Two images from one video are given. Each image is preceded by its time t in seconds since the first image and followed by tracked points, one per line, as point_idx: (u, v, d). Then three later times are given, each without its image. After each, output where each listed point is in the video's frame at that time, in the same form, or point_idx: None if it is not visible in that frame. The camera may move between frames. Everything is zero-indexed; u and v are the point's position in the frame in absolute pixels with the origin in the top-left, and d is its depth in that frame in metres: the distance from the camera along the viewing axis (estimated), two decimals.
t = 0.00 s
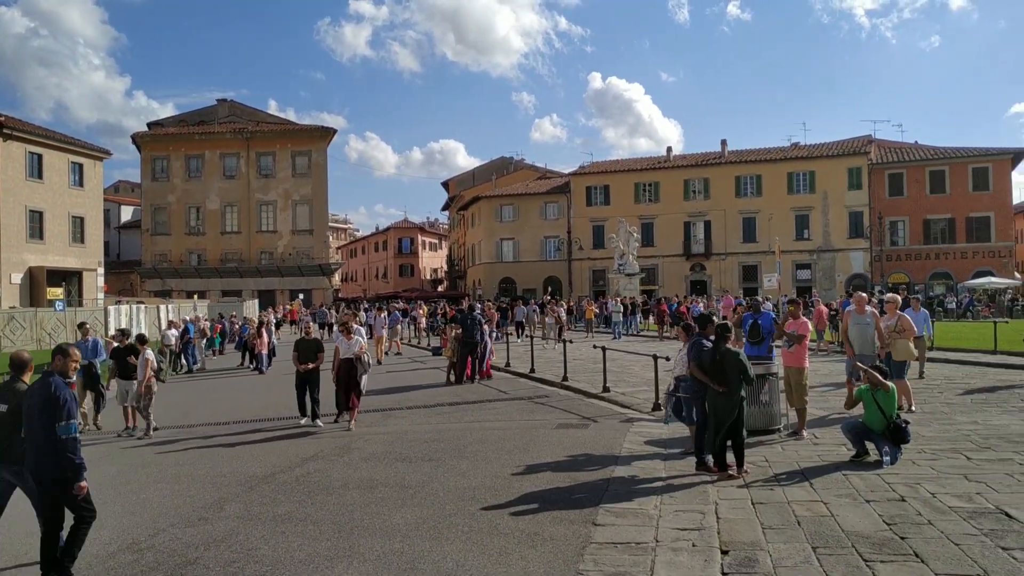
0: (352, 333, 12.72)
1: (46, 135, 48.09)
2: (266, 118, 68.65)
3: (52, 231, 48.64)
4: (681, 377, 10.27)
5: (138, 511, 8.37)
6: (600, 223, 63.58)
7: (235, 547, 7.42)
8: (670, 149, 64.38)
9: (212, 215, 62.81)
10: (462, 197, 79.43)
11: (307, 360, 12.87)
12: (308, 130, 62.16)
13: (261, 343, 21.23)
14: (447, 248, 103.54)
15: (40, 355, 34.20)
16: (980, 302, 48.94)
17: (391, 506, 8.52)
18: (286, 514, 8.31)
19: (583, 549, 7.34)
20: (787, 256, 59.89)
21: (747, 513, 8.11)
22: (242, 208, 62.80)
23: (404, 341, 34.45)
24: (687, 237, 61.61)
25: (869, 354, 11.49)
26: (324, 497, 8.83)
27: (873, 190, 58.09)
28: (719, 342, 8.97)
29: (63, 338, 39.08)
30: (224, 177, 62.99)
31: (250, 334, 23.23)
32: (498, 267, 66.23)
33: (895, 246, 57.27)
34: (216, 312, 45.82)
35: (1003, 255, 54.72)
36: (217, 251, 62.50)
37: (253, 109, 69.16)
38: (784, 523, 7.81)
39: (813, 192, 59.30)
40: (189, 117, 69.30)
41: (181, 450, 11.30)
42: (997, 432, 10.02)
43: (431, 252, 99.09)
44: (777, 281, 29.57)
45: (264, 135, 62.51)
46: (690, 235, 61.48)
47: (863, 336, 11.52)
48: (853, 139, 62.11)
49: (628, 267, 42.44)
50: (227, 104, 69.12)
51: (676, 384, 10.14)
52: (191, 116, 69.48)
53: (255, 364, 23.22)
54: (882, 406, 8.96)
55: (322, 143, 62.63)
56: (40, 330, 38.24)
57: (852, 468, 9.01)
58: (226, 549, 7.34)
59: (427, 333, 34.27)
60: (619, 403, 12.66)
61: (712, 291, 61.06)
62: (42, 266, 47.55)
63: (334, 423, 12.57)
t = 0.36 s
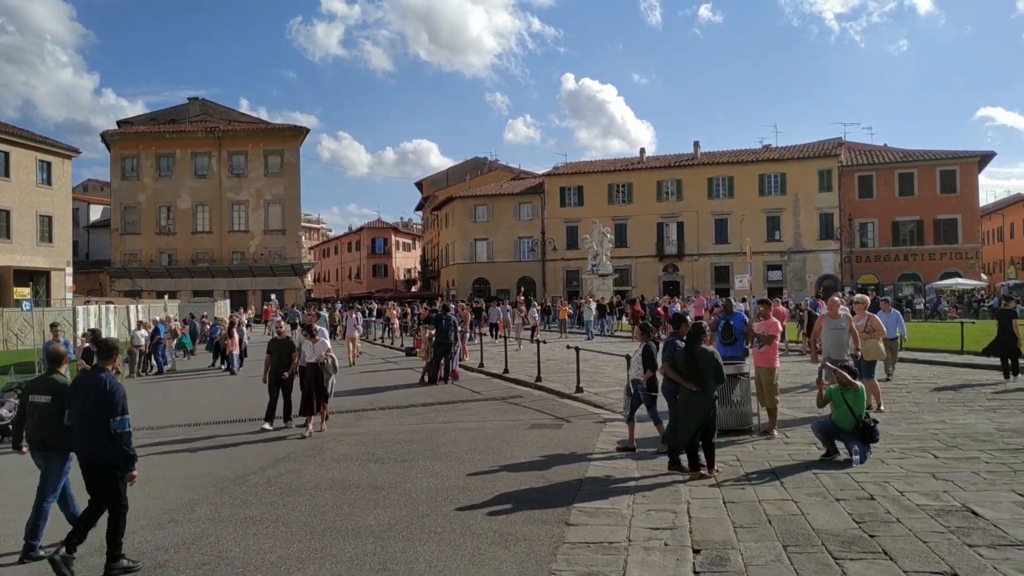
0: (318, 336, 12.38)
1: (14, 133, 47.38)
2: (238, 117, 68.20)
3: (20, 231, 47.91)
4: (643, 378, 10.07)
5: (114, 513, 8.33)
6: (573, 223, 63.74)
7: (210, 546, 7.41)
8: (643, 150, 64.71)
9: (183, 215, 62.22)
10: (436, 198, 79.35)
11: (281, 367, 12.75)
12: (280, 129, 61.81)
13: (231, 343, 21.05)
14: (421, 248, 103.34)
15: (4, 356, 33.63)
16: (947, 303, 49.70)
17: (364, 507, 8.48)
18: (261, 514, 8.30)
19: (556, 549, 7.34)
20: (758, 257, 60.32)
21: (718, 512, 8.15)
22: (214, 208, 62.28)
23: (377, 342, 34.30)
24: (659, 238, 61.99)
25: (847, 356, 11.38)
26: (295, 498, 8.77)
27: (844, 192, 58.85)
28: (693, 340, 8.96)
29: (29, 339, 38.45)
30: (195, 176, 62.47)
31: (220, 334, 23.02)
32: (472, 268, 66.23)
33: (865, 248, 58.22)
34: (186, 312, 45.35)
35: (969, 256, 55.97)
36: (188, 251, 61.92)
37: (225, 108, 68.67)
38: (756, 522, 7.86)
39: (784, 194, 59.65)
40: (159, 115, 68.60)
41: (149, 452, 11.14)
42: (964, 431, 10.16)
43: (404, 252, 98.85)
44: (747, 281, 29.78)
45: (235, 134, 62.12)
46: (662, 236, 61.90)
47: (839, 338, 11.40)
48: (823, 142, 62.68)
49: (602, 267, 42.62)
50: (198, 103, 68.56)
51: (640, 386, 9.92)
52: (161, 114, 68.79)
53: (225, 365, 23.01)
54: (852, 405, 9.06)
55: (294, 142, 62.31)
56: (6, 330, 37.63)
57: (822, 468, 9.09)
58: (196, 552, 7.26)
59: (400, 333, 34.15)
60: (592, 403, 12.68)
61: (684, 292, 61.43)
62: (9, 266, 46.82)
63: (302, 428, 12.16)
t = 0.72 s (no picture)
0: (282, 336, 12.14)
1: None
2: (212, 114, 67.68)
3: None
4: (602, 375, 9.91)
5: (85, 514, 8.24)
6: (549, 222, 63.87)
7: (188, 543, 7.43)
8: (620, 150, 64.93)
9: (156, 212, 61.63)
10: (412, 196, 79.17)
11: (244, 369, 12.41)
12: (254, 126, 61.38)
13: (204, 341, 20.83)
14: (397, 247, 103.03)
15: None
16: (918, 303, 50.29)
17: (337, 506, 8.43)
18: (237, 513, 8.26)
19: (531, 547, 7.34)
20: (732, 257, 60.57)
21: (692, 510, 8.18)
22: (187, 205, 61.73)
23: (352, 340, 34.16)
24: (635, 237, 62.25)
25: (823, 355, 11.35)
26: (268, 497, 8.71)
27: (817, 193, 59.38)
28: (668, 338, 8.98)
29: None
30: (168, 173, 61.89)
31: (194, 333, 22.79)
32: (448, 267, 66.11)
33: (838, 248, 58.80)
34: (158, 310, 44.89)
35: (939, 257, 56.73)
36: (160, 248, 61.37)
37: (198, 104, 68.11)
38: (729, 520, 7.90)
39: (758, 194, 59.98)
40: (131, 111, 67.87)
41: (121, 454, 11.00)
42: (935, 429, 10.29)
43: (380, 251, 98.50)
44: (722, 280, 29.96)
45: (210, 131, 61.42)
46: (638, 236, 62.15)
47: (815, 338, 11.37)
48: (797, 143, 63.19)
49: (578, 266, 42.73)
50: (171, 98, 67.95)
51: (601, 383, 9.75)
52: (134, 110, 68.06)
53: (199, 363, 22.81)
54: (824, 403, 9.14)
55: (268, 139, 61.90)
56: None
57: (795, 466, 9.15)
58: (167, 552, 7.18)
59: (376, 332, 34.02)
60: (567, 402, 12.69)
61: (659, 291, 61.69)
62: None
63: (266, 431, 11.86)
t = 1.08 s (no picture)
0: (232, 334, 11.66)
1: None
2: (174, 107, 66.80)
3: None
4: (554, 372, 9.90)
5: (41, 514, 8.13)
6: (515, 219, 63.98)
7: (151, 540, 7.37)
8: (586, 147, 65.17)
9: (116, 206, 60.69)
10: (377, 192, 78.85)
11: (192, 364, 11.92)
12: (217, 119, 60.71)
13: (165, 338, 20.46)
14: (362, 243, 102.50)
15: None
16: (877, 301, 51.12)
17: (299, 503, 8.38)
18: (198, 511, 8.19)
19: (494, 544, 7.34)
20: (696, 254, 61.06)
21: (655, 505, 8.25)
22: (148, 199, 60.87)
23: (316, 336, 33.96)
24: (601, 234, 62.53)
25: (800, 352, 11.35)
26: (228, 495, 8.62)
27: (780, 192, 60.13)
28: (631, 336, 9.06)
29: None
30: (129, 167, 60.93)
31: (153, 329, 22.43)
32: (413, 263, 65.91)
33: (799, 246, 59.54)
34: (117, 306, 44.22)
35: (899, 256, 57.65)
36: (120, 242, 60.45)
37: (160, 97, 67.21)
38: (690, 514, 7.97)
39: (722, 193, 60.52)
40: (90, 103, 66.73)
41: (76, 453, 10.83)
42: (892, 424, 10.47)
43: (345, 247, 97.91)
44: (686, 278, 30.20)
45: (172, 124, 60.67)
46: (603, 233, 62.44)
47: (792, 336, 11.37)
48: (761, 142, 63.86)
49: (544, 263, 42.86)
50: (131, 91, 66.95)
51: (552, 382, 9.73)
52: (93, 102, 66.91)
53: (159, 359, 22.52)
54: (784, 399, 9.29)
55: (232, 133, 61.28)
56: None
57: (756, 461, 9.26)
58: (125, 551, 7.08)
59: (340, 329, 33.88)
60: (532, 399, 12.75)
61: (624, 288, 62.06)
62: None
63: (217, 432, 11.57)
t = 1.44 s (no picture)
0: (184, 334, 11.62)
1: None
2: (143, 103, 66.19)
3: None
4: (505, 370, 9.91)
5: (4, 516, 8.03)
6: (487, 218, 64.05)
7: (119, 540, 7.30)
8: (559, 146, 65.33)
9: (84, 202, 60.00)
10: (349, 189, 78.55)
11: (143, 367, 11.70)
12: (187, 115, 60.26)
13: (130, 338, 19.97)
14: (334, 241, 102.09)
15: None
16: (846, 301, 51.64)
17: (268, 502, 8.34)
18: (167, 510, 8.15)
19: (464, 542, 7.36)
20: (668, 253, 61.35)
21: (624, 503, 8.29)
22: (117, 196, 60.23)
23: (287, 335, 33.79)
24: (573, 233, 62.68)
25: (781, 356, 11.22)
26: (196, 494, 8.57)
27: (751, 192, 60.46)
28: (601, 335, 9.07)
29: None
30: (97, 163, 60.22)
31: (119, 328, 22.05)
32: (386, 261, 65.75)
33: (769, 245, 59.91)
34: (85, 304, 43.73)
35: (867, 256, 58.14)
36: (88, 239, 59.76)
37: (128, 93, 66.60)
38: (659, 512, 8.03)
39: (694, 192, 60.92)
40: (57, 98, 65.91)
41: (40, 454, 10.72)
42: (859, 422, 10.63)
43: (317, 244, 97.48)
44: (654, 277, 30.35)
45: (140, 120, 60.11)
46: (575, 232, 62.62)
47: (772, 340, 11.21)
48: (731, 142, 64.20)
49: (516, 262, 42.96)
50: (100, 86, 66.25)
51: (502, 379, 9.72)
52: (60, 97, 66.13)
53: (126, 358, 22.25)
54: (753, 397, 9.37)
55: (202, 129, 60.90)
56: None
57: (724, 459, 9.35)
58: (90, 552, 7.01)
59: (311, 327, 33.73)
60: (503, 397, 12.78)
61: (596, 287, 62.25)
62: None
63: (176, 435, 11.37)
